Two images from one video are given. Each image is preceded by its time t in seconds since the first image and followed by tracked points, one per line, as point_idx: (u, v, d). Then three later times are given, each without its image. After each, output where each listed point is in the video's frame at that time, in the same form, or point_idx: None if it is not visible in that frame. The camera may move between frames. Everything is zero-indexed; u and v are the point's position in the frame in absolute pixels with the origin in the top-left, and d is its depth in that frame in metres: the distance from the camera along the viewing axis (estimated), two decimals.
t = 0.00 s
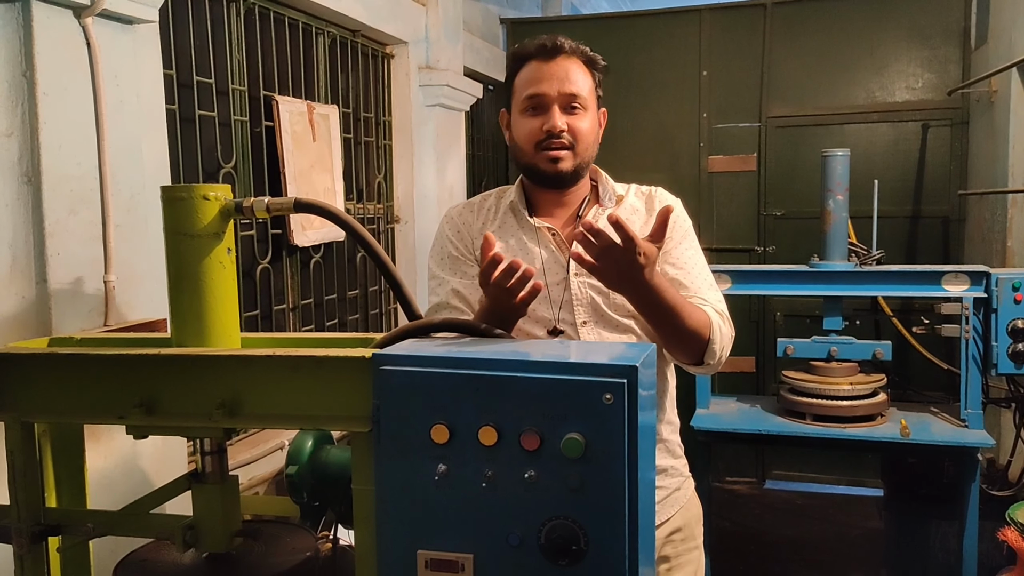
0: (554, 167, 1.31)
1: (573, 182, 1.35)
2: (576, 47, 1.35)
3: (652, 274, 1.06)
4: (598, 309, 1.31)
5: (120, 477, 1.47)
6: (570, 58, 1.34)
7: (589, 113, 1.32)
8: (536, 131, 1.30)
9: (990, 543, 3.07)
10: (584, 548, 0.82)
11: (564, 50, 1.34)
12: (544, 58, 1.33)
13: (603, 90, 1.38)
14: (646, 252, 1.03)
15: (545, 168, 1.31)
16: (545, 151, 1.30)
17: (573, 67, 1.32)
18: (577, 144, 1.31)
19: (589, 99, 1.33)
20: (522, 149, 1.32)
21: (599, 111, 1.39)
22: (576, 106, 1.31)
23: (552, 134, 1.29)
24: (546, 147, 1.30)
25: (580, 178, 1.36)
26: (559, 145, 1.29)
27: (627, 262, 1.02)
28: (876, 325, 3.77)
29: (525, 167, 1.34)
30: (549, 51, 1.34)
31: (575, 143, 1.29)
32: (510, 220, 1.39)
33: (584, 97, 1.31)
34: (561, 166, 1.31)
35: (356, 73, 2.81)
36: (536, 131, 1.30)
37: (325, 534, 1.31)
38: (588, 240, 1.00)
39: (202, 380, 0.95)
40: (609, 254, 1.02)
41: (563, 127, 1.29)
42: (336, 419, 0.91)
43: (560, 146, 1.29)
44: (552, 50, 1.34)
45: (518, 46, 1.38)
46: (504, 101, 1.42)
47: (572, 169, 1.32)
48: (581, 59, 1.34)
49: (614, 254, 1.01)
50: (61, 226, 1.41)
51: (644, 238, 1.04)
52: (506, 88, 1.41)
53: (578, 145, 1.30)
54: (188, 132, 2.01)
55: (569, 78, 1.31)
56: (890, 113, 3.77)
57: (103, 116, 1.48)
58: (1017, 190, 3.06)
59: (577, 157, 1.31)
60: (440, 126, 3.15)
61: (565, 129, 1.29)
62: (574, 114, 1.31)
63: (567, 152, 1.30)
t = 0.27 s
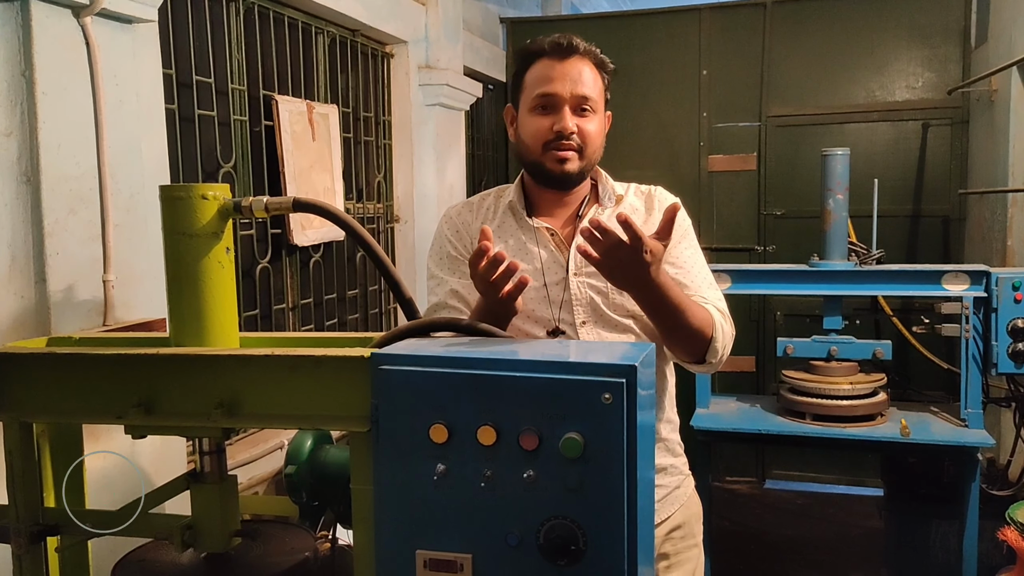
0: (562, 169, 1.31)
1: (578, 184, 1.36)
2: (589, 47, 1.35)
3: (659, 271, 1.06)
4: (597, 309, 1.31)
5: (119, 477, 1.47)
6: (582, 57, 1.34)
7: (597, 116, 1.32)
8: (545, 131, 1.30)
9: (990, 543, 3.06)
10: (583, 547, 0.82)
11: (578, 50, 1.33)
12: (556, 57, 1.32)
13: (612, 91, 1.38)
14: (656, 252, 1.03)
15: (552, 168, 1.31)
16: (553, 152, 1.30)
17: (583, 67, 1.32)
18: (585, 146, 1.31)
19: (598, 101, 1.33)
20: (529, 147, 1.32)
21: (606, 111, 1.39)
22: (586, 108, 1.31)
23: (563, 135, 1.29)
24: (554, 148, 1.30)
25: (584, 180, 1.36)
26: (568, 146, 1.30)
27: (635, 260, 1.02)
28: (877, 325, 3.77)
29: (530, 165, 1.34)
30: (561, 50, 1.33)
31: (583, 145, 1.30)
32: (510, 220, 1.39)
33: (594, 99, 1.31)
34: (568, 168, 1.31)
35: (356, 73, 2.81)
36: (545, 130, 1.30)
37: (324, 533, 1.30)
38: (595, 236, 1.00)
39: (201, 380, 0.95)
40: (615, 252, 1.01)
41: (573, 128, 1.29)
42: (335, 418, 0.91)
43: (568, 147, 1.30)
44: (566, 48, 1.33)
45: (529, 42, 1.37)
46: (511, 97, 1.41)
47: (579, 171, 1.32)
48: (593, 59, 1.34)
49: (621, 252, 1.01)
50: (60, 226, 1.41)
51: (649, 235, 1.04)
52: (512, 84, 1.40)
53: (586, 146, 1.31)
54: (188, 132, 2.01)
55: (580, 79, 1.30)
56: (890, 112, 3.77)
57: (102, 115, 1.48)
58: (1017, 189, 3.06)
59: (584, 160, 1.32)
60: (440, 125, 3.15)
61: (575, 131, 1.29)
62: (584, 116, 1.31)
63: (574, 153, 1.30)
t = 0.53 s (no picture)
0: (561, 173, 1.31)
1: (580, 186, 1.36)
2: (591, 46, 1.34)
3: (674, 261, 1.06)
4: (600, 310, 1.32)
5: (118, 477, 1.47)
6: (584, 56, 1.33)
7: (600, 116, 1.31)
8: (545, 134, 1.30)
9: (990, 542, 3.06)
10: (582, 547, 0.81)
11: (578, 49, 1.32)
12: (557, 58, 1.31)
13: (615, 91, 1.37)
14: (665, 236, 1.03)
15: (552, 171, 1.32)
16: (552, 155, 1.31)
17: (585, 68, 1.31)
18: (585, 149, 1.30)
19: (601, 102, 1.31)
20: (530, 149, 1.32)
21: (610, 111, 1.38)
22: (587, 110, 1.29)
23: (561, 138, 1.28)
24: (553, 151, 1.30)
25: (586, 182, 1.36)
26: (567, 149, 1.30)
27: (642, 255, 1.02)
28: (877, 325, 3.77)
29: (532, 167, 1.34)
30: (562, 50, 1.32)
31: (582, 148, 1.29)
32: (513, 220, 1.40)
33: (595, 100, 1.30)
34: (567, 171, 1.31)
35: (356, 72, 2.81)
36: (545, 133, 1.29)
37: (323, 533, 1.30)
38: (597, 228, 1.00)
39: (200, 380, 0.95)
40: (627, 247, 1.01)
41: (572, 131, 1.28)
42: (335, 417, 0.91)
43: (568, 151, 1.30)
44: (567, 48, 1.32)
45: (533, 41, 1.36)
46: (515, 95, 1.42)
47: (579, 174, 1.32)
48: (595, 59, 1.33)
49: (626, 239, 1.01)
50: (60, 225, 1.41)
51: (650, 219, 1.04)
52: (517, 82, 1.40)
53: (586, 149, 1.30)
54: (187, 132, 2.01)
55: (581, 80, 1.29)
56: (891, 112, 3.76)
57: (101, 115, 1.48)
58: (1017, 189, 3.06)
59: (584, 163, 1.32)
60: (439, 125, 3.15)
61: (574, 134, 1.28)
62: (584, 117, 1.30)
63: (573, 157, 1.31)
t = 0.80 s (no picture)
0: (569, 186, 1.32)
1: (591, 193, 1.36)
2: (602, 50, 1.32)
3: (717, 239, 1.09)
4: (612, 313, 1.34)
5: (119, 477, 1.47)
6: (595, 63, 1.31)
7: (611, 125, 1.30)
8: (552, 146, 1.30)
9: (991, 541, 3.07)
10: (584, 546, 0.82)
11: (588, 55, 1.31)
12: (567, 65, 1.30)
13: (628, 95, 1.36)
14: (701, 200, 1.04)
15: (561, 183, 1.33)
16: (560, 168, 1.31)
17: (596, 75, 1.30)
18: (594, 160, 1.30)
19: (612, 110, 1.30)
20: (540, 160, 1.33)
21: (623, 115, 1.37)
22: (597, 120, 1.28)
23: (568, 150, 1.28)
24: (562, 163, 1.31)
25: (596, 191, 1.37)
26: (576, 161, 1.30)
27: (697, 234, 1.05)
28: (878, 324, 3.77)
29: (543, 177, 1.35)
30: (573, 57, 1.30)
31: (592, 160, 1.29)
32: (525, 220, 1.41)
33: (606, 109, 1.29)
34: (577, 184, 1.32)
35: (357, 72, 2.81)
36: (553, 145, 1.29)
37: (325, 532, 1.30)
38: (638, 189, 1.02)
39: (201, 379, 0.95)
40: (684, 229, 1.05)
41: (580, 143, 1.28)
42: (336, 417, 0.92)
43: (576, 163, 1.30)
44: (578, 54, 1.30)
45: (544, 43, 1.34)
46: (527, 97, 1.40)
47: (589, 186, 1.33)
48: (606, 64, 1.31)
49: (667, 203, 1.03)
50: (61, 226, 1.41)
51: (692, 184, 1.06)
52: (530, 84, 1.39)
53: (596, 160, 1.30)
54: (188, 132, 2.01)
55: (591, 89, 1.28)
56: (892, 111, 3.76)
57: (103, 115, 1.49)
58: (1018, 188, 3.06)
59: (592, 176, 1.32)
60: (440, 125, 3.15)
61: (582, 147, 1.28)
62: (594, 127, 1.29)
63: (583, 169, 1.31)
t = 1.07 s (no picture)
0: (605, 177, 1.33)
1: (623, 188, 1.37)
2: (647, 46, 1.33)
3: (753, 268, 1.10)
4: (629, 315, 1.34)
5: (120, 478, 1.47)
6: (638, 58, 1.32)
7: (650, 122, 1.31)
8: (592, 137, 1.30)
9: (991, 542, 3.06)
10: (585, 547, 0.82)
11: (633, 50, 1.32)
12: (610, 58, 1.31)
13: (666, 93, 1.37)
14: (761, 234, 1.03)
15: (597, 174, 1.33)
16: (597, 159, 1.32)
17: (638, 69, 1.31)
18: (631, 154, 1.31)
19: (652, 107, 1.31)
20: (576, 151, 1.33)
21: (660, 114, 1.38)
22: (637, 115, 1.30)
23: (608, 142, 1.29)
24: (600, 154, 1.31)
25: (628, 187, 1.37)
26: (615, 153, 1.31)
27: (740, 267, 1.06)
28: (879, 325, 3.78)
29: (576, 169, 1.35)
30: (617, 50, 1.31)
31: (630, 154, 1.30)
32: (547, 218, 1.42)
33: (646, 105, 1.30)
34: (613, 175, 1.32)
35: (358, 72, 2.81)
36: (592, 136, 1.30)
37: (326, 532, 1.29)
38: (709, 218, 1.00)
39: (202, 379, 0.95)
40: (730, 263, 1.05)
41: (621, 136, 1.29)
42: (337, 417, 0.91)
43: (614, 156, 1.31)
44: (622, 48, 1.31)
45: (585, 37, 1.35)
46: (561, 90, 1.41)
47: (624, 179, 1.33)
48: (650, 60, 1.33)
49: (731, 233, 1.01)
50: (62, 225, 1.41)
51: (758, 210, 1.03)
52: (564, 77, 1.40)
53: (633, 154, 1.31)
54: (189, 132, 2.01)
55: (633, 82, 1.29)
56: (893, 111, 3.76)
57: (103, 114, 1.49)
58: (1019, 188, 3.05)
59: (629, 169, 1.33)
60: (441, 125, 3.15)
61: (622, 139, 1.29)
62: (634, 122, 1.30)
63: (620, 162, 1.32)
